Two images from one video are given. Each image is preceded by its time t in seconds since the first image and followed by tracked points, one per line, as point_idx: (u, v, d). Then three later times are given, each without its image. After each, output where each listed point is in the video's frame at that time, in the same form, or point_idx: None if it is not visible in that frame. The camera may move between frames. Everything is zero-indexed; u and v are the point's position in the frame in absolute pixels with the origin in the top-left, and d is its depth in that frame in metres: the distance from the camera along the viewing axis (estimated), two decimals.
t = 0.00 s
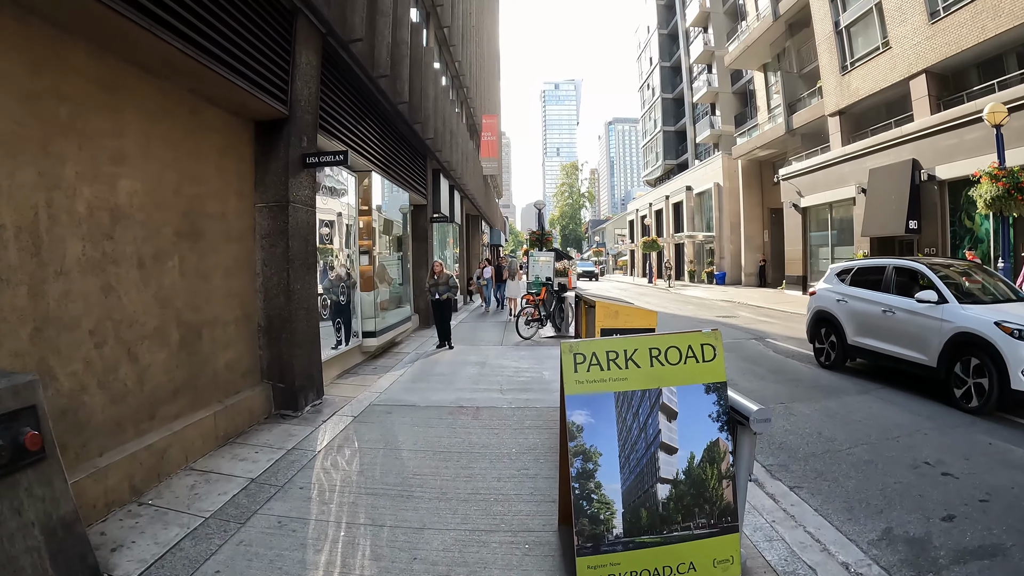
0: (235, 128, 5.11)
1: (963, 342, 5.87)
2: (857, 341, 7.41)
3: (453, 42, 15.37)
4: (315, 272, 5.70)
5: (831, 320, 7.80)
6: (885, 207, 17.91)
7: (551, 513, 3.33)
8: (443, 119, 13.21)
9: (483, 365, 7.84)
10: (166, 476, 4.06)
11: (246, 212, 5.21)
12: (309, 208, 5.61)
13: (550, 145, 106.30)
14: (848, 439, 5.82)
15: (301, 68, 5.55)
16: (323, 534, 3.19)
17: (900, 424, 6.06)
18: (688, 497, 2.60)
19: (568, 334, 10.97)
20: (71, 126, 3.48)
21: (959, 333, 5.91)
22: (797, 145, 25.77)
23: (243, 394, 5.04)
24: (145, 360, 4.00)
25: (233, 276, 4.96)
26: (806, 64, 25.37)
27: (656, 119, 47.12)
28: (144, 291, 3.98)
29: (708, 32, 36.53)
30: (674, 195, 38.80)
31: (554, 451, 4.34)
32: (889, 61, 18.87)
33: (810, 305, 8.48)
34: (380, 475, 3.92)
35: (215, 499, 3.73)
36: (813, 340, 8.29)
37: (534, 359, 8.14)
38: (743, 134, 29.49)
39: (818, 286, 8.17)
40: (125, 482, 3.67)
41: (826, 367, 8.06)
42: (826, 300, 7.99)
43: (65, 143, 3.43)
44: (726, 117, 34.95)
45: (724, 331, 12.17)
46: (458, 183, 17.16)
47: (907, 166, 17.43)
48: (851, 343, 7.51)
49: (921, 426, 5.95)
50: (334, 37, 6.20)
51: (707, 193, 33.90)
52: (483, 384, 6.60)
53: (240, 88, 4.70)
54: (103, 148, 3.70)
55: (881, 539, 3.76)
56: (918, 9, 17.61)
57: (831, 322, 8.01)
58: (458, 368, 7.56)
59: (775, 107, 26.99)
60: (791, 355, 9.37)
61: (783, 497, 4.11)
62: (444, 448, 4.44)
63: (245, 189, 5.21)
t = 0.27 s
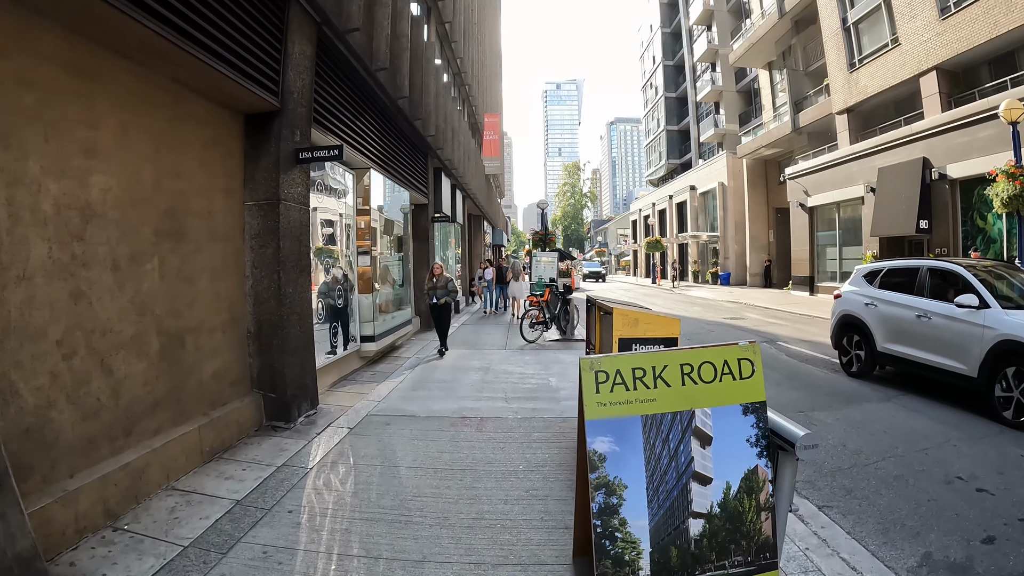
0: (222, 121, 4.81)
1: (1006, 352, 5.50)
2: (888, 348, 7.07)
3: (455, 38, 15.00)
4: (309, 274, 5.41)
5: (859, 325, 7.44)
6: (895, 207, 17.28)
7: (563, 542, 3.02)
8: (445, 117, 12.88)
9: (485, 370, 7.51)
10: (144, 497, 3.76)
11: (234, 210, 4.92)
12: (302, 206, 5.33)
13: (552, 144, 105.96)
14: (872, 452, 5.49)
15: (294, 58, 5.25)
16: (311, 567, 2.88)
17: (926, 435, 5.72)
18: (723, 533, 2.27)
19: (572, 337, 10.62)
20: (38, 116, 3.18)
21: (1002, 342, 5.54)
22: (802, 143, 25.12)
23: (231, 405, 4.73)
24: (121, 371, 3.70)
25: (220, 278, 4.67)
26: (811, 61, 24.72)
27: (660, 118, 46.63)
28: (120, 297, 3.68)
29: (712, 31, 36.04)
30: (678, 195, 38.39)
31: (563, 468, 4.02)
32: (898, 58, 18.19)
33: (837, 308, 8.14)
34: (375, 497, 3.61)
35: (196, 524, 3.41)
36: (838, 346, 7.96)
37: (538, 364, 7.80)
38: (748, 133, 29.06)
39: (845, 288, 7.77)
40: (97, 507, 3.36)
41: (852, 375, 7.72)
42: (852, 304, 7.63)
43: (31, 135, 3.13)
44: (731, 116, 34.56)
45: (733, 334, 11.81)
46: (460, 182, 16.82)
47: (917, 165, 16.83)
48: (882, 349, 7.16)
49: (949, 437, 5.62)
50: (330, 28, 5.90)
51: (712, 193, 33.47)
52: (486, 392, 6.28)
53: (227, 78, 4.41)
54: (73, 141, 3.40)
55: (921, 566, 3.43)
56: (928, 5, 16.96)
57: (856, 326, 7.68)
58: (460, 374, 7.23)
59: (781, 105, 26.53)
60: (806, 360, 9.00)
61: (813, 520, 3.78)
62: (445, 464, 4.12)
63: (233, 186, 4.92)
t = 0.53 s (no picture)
0: (204, 111, 4.50)
1: None
2: (920, 355, 6.38)
3: (454, 33, 14.64)
4: (299, 275, 5.11)
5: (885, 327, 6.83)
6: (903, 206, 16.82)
7: (574, 572, 2.70)
8: (443, 113, 12.54)
9: (485, 375, 7.18)
10: (115, 518, 3.44)
11: (218, 207, 4.61)
12: (292, 203, 5.02)
13: (552, 145, 105.56)
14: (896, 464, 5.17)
15: (283, 46, 4.94)
16: None
17: (953, 444, 5.39)
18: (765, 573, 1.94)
19: (575, 339, 10.27)
20: None
21: None
22: (807, 142, 24.59)
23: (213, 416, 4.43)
24: (89, 381, 3.39)
25: (201, 279, 4.37)
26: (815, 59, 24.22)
27: (661, 118, 46.25)
28: (87, 299, 3.38)
29: (713, 29, 35.63)
30: (680, 195, 38.05)
31: (570, 485, 3.70)
32: (905, 54, 17.65)
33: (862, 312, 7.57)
34: (366, 520, 3.29)
35: (171, 549, 3.10)
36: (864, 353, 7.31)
37: (540, 369, 7.47)
38: (751, 132, 28.70)
39: (872, 289, 7.17)
40: (61, 530, 3.05)
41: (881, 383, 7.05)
42: (878, 304, 7.01)
43: None
44: (733, 115, 34.23)
45: (741, 336, 11.47)
46: (459, 181, 16.49)
47: (926, 163, 16.34)
48: (913, 356, 6.48)
49: (976, 446, 5.30)
50: (322, 17, 5.59)
51: (714, 192, 33.12)
52: (486, 399, 5.94)
53: (208, 65, 4.10)
54: (36, 128, 3.09)
55: None
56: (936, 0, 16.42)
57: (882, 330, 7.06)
58: (459, 380, 6.90)
59: (785, 104, 26.13)
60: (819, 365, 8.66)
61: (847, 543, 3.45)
62: (442, 481, 3.80)
63: (216, 181, 4.61)
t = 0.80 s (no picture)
0: (180, 98, 4.18)
1: None
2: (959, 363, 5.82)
3: (452, 27, 14.27)
4: (284, 275, 4.84)
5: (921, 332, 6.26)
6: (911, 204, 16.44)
7: None
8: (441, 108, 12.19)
9: (483, 380, 6.83)
10: (77, 542, 3.12)
11: (195, 202, 4.32)
12: (276, 199, 4.75)
13: (553, 144, 105.23)
14: (922, 478, 4.84)
15: (267, 31, 4.61)
16: None
17: (981, 454, 5.05)
18: None
19: (578, 342, 9.92)
20: None
21: None
22: (811, 140, 24.16)
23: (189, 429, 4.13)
24: (47, 393, 3.06)
25: (177, 280, 4.08)
26: (820, 56, 23.76)
27: (663, 117, 45.86)
28: (46, 301, 3.07)
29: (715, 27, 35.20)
30: (682, 194, 37.69)
31: (576, 507, 3.37)
32: (912, 50, 17.20)
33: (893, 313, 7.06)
34: (350, 546, 2.98)
35: None
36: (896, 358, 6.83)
37: (542, 373, 7.12)
38: (754, 130, 28.32)
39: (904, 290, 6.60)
40: (15, 557, 2.74)
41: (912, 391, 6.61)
42: (910, 306, 6.49)
43: None
44: (736, 113, 33.85)
45: (749, 337, 11.12)
46: (459, 180, 16.15)
47: (934, 160, 15.95)
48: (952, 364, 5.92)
49: (1007, 457, 4.96)
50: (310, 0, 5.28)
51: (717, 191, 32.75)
52: (485, 407, 5.60)
53: (184, 49, 3.78)
54: None
55: None
56: None
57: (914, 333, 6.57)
58: (457, 385, 6.57)
59: (788, 102, 25.73)
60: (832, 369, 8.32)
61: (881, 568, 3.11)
62: (436, 502, 3.47)
63: (193, 174, 4.31)
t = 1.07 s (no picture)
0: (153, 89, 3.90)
1: None
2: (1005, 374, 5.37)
3: (450, 22, 13.95)
4: (267, 280, 4.62)
5: (960, 340, 5.83)
6: (918, 204, 16.11)
7: None
8: (440, 106, 11.89)
9: (483, 388, 6.51)
10: None
11: (171, 203, 4.07)
12: (258, 198, 4.52)
13: (552, 144, 104.92)
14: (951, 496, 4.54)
15: (250, 17, 4.31)
16: None
17: (1014, 469, 4.74)
18: None
19: (581, 345, 9.58)
20: None
21: None
22: (815, 138, 23.84)
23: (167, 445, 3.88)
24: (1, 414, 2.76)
25: (150, 287, 3.82)
26: (823, 52, 23.41)
27: (664, 116, 45.55)
28: None
29: (716, 24, 34.85)
30: (683, 193, 37.35)
31: (585, 538, 3.07)
32: (919, 47, 16.87)
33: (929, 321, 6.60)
34: None
35: None
36: (932, 368, 6.38)
37: (545, 381, 6.80)
38: (756, 128, 27.99)
39: (941, 296, 6.18)
40: None
41: (950, 404, 6.16)
42: (948, 313, 6.07)
43: None
44: (737, 112, 33.53)
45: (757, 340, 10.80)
46: (457, 179, 15.83)
47: (942, 159, 15.55)
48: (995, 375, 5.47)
49: None
50: None
51: (718, 190, 32.42)
52: (485, 418, 5.28)
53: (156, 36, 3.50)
54: None
55: None
56: None
57: (952, 341, 6.12)
58: (455, 395, 6.26)
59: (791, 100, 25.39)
60: (846, 376, 7.99)
61: None
62: (430, 531, 3.17)
63: (166, 172, 4.05)
